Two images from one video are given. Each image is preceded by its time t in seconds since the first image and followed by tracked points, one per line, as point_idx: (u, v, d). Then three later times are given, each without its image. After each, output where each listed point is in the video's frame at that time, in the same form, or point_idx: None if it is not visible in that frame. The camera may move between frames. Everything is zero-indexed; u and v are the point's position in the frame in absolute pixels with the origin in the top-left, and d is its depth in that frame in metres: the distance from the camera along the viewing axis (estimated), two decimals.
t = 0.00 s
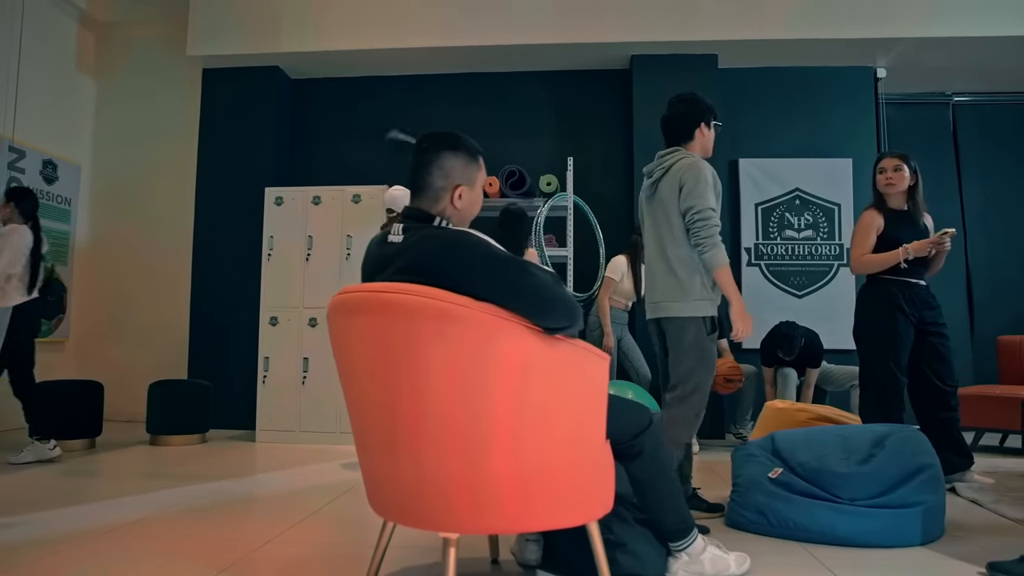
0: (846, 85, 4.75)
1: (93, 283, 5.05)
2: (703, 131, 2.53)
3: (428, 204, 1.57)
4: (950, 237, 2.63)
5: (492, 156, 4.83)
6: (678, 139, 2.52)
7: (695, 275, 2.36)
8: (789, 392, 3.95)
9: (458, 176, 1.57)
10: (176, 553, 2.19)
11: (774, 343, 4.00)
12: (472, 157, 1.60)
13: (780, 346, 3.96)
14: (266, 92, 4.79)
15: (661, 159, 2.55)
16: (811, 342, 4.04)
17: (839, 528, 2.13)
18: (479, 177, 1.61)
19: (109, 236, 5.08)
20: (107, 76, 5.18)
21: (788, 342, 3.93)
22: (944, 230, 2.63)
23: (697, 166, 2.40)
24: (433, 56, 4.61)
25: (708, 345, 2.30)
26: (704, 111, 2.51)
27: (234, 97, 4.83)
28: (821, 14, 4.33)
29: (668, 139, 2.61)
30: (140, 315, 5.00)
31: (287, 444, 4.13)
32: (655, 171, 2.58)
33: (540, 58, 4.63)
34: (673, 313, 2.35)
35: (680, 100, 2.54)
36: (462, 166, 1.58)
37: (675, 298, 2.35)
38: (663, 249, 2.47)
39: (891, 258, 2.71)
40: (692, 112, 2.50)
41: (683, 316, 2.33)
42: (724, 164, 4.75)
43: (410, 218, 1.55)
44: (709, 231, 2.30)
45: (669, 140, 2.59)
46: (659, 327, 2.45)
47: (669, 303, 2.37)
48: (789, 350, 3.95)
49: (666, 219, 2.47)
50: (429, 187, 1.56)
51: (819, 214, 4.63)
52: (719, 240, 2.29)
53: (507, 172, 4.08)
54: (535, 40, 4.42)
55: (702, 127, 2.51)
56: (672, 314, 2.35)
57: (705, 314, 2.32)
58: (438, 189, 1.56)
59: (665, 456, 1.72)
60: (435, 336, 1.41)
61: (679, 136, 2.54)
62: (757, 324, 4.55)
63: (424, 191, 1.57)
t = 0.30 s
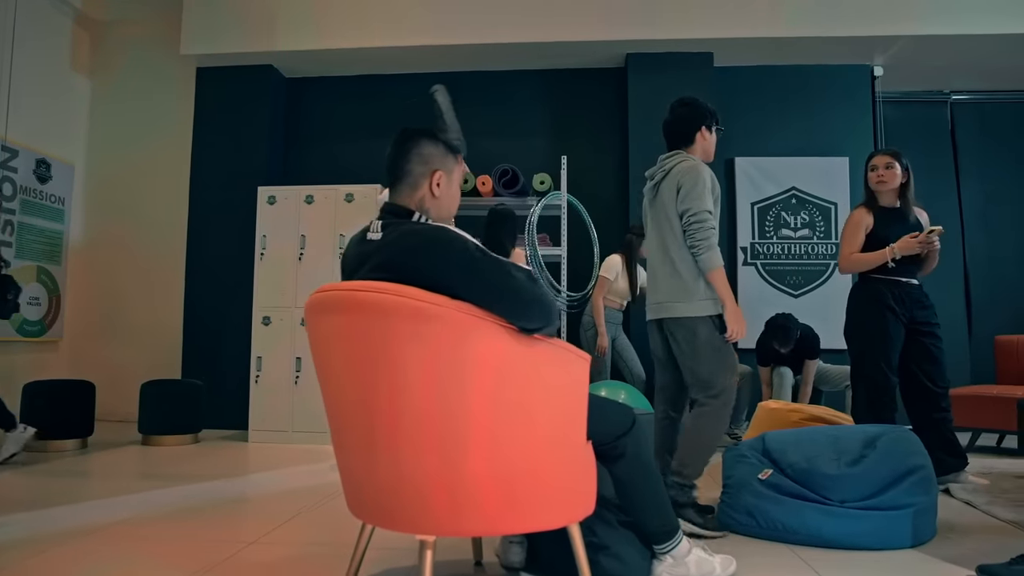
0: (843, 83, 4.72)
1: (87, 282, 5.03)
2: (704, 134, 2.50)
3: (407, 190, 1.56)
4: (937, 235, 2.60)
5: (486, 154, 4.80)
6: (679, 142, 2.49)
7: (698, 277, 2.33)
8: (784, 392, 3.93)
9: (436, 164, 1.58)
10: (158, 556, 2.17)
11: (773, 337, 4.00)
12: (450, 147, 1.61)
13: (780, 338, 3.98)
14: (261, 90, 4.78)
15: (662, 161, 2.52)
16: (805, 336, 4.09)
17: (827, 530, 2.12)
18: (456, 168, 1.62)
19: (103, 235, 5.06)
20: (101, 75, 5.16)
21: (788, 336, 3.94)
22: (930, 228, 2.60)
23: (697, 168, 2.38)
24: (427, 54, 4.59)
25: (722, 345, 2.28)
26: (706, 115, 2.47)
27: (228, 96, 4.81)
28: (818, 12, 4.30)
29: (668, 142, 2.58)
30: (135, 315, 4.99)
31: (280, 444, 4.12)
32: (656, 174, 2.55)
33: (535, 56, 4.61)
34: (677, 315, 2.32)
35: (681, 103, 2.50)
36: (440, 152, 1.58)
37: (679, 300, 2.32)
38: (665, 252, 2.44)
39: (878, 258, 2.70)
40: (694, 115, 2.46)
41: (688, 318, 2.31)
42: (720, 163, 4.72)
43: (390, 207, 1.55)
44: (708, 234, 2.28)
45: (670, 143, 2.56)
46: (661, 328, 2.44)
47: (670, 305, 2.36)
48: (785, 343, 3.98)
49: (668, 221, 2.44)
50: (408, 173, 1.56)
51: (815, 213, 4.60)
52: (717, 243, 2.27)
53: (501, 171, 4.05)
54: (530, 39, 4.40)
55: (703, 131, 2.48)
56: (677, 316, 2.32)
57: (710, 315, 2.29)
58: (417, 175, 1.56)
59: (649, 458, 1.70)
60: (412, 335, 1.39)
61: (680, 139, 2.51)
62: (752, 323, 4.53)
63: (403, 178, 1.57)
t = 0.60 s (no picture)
0: (840, 82, 4.70)
1: (81, 283, 5.02)
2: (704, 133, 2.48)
3: (384, 186, 1.55)
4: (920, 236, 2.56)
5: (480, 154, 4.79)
6: (679, 141, 2.47)
7: (699, 275, 2.30)
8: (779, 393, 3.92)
9: (415, 162, 1.57)
10: (139, 559, 2.15)
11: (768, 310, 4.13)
12: (428, 152, 1.63)
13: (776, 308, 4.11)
14: (255, 90, 4.76)
15: (663, 159, 2.49)
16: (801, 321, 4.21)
17: (817, 532, 2.08)
18: (435, 172, 1.62)
19: (98, 236, 5.05)
20: (96, 74, 5.15)
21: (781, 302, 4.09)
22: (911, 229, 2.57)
23: (699, 165, 2.35)
24: (422, 53, 4.57)
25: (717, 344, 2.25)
26: (705, 113, 2.44)
27: (223, 95, 4.80)
28: (815, 10, 4.27)
29: (668, 140, 2.56)
30: (129, 314, 4.98)
31: (273, 445, 4.10)
32: (657, 172, 2.53)
33: (530, 55, 4.59)
34: (677, 312, 2.29)
35: (681, 101, 2.48)
36: (419, 153, 1.59)
37: (680, 298, 2.30)
38: (666, 249, 2.41)
39: (858, 258, 2.69)
40: (693, 114, 2.44)
41: (688, 316, 2.27)
42: (716, 161, 4.70)
43: (367, 201, 1.52)
44: (712, 231, 2.25)
45: (669, 142, 2.54)
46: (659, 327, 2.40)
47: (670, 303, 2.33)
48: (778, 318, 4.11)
49: (670, 218, 2.41)
50: (387, 169, 1.55)
51: (811, 212, 4.58)
52: (722, 240, 2.25)
53: (494, 170, 4.03)
54: (525, 37, 4.37)
55: (703, 129, 2.46)
56: (676, 314, 2.29)
57: (711, 313, 2.26)
58: (395, 169, 1.54)
59: (632, 458, 1.68)
60: (388, 335, 1.37)
61: (679, 138, 2.49)
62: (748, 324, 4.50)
63: (381, 173, 1.55)
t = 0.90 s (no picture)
0: (837, 81, 4.67)
1: (77, 283, 5.01)
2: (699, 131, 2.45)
3: (368, 185, 1.48)
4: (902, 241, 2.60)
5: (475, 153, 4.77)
6: (673, 139, 2.43)
7: (694, 273, 2.28)
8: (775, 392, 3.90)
9: (401, 163, 1.50)
10: (123, 562, 2.13)
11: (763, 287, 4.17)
12: (418, 157, 1.56)
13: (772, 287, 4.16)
14: (250, 88, 4.75)
15: (657, 155, 2.46)
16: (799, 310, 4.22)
17: (808, 535, 2.05)
18: (422, 177, 1.54)
19: (93, 236, 5.03)
20: (92, 75, 5.15)
21: (777, 277, 4.14)
22: (893, 233, 2.59)
23: (694, 162, 2.33)
24: (418, 52, 4.56)
25: (710, 343, 2.23)
26: (700, 111, 2.41)
27: (218, 93, 4.79)
28: (812, 8, 4.24)
29: (661, 139, 2.52)
30: (124, 314, 4.97)
31: (267, 445, 4.09)
32: (650, 169, 2.49)
33: (525, 54, 4.57)
34: (671, 311, 2.26)
35: (675, 99, 2.45)
36: (408, 156, 1.52)
37: (674, 297, 2.27)
38: (660, 247, 2.38)
39: (842, 259, 2.70)
40: (687, 112, 2.41)
41: (682, 315, 2.25)
42: (713, 160, 4.67)
43: (348, 198, 1.46)
44: (710, 230, 2.23)
45: (663, 141, 2.51)
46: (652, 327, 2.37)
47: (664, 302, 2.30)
48: (773, 298, 4.15)
49: (664, 216, 2.38)
50: (372, 167, 1.49)
51: (809, 212, 4.56)
52: (720, 240, 2.23)
53: (489, 169, 4.00)
54: (519, 36, 4.36)
55: (698, 127, 2.43)
56: (670, 313, 2.26)
57: (706, 313, 2.24)
58: (381, 169, 1.48)
59: (616, 459, 1.66)
60: (368, 334, 1.35)
61: (672, 136, 2.46)
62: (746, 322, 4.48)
63: (366, 171, 1.49)
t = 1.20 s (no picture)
0: (838, 78, 4.64)
1: (75, 284, 5.01)
2: (693, 127, 2.42)
3: (348, 182, 1.46)
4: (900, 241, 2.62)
5: (472, 152, 4.75)
6: (667, 136, 2.40)
7: (688, 272, 2.24)
8: (772, 392, 3.88)
9: (382, 160, 1.48)
10: (109, 562, 2.12)
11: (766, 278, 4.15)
12: (401, 154, 1.54)
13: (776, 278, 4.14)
14: (246, 88, 4.74)
15: (650, 152, 2.41)
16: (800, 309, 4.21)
17: (800, 537, 2.03)
18: (404, 174, 1.52)
19: (91, 236, 5.03)
20: (89, 75, 5.14)
21: (779, 268, 4.13)
22: (886, 235, 2.62)
23: (688, 159, 2.28)
24: (414, 51, 4.54)
25: (703, 343, 2.20)
26: (694, 107, 2.38)
27: (215, 93, 4.78)
28: (811, 4, 4.21)
29: (654, 136, 2.49)
30: (121, 314, 4.96)
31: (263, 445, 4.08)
32: (644, 166, 2.44)
33: (523, 52, 4.55)
34: (664, 311, 2.22)
35: (668, 95, 2.41)
36: (389, 153, 1.50)
37: (667, 297, 2.23)
38: (653, 246, 2.34)
39: (838, 260, 2.75)
40: (681, 108, 2.37)
41: (676, 315, 2.21)
42: (711, 158, 4.64)
43: (327, 196, 1.44)
44: (703, 229, 2.19)
45: (657, 138, 2.48)
46: (644, 326, 2.34)
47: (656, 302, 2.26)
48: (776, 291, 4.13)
49: (657, 214, 2.34)
50: (352, 164, 1.46)
51: (808, 211, 4.53)
52: (714, 239, 2.20)
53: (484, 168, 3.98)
54: (516, 34, 4.34)
55: (691, 124, 2.39)
56: (664, 313, 2.23)
57: (700, 313, 2.20)
58: (362, 166, 1.46)
59: (601, 459, 1.63)
60: (348, 336, 1.33)
61: (665, 134, 2.42)
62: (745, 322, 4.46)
63: (346, 169, 1.46)
